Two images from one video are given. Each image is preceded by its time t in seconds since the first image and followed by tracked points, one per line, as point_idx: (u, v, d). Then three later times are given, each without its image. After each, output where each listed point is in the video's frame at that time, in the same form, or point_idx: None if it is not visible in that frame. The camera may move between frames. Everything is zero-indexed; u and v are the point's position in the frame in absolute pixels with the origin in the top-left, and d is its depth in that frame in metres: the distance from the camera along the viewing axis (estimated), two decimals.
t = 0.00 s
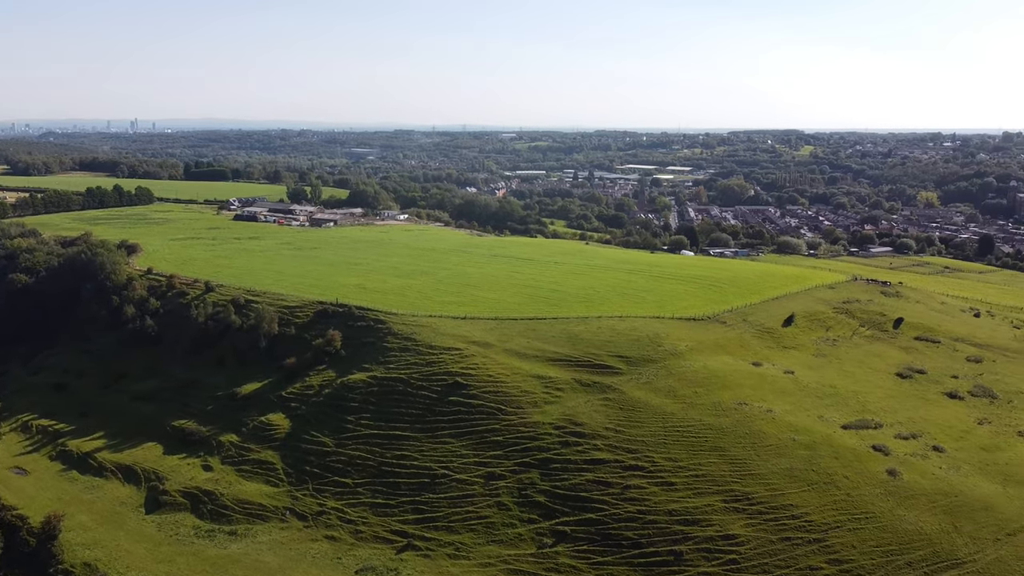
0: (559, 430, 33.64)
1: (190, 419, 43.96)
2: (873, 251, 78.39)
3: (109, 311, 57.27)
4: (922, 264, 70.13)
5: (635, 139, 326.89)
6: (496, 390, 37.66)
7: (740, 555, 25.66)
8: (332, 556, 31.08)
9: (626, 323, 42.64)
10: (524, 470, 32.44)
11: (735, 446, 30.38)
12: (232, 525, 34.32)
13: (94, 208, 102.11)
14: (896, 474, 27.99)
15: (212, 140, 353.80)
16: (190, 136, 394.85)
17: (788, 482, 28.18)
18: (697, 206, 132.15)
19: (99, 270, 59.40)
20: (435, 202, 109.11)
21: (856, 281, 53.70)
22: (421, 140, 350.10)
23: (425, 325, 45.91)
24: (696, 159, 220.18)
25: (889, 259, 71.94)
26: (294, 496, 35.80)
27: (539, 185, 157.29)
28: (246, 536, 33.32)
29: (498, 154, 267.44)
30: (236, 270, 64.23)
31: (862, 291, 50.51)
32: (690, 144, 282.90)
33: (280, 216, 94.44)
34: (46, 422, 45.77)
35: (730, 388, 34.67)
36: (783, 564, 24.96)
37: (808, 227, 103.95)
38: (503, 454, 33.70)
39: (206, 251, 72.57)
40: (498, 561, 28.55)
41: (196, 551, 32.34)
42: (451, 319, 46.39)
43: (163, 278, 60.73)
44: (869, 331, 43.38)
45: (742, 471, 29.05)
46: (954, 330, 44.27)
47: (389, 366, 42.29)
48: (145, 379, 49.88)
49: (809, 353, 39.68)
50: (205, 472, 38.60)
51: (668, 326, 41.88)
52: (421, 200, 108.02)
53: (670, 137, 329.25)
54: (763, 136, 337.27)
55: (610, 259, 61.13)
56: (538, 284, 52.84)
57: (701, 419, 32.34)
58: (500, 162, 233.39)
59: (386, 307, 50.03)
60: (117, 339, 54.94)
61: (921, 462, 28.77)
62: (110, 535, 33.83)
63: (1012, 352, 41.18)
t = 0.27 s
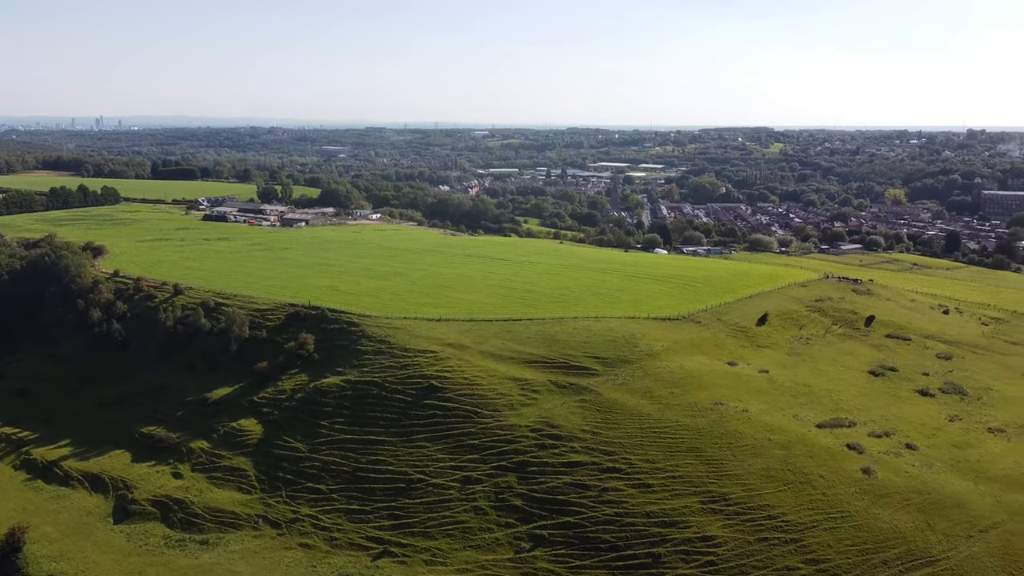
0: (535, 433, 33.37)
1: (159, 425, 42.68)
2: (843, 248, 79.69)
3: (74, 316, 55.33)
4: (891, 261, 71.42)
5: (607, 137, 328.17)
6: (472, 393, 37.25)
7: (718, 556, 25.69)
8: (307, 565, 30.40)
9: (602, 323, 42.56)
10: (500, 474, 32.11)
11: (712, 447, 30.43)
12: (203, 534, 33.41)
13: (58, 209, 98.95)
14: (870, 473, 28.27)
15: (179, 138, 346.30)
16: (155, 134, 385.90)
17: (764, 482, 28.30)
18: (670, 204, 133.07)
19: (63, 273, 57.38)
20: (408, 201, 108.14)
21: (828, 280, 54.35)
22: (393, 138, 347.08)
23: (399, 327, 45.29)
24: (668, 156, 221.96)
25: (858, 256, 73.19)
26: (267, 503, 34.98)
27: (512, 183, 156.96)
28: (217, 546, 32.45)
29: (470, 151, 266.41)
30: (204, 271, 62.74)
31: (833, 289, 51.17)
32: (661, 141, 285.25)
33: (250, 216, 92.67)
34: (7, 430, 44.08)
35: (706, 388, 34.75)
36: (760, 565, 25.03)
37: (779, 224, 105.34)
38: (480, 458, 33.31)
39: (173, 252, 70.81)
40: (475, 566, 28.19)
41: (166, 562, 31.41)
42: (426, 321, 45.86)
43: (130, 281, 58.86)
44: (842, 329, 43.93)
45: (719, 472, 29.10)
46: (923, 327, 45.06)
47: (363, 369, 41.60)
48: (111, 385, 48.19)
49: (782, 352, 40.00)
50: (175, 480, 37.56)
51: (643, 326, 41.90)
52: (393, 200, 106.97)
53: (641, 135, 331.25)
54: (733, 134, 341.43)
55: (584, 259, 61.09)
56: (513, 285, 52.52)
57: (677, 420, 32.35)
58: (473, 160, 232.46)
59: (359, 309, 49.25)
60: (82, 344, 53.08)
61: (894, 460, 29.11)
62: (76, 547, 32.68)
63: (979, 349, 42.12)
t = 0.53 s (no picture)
0: (515, 434, 33.12)
1: (132, 431, 41.52)
2: (818, 246, 80.69)
3: (42, 319, 53.49)
4: (865, 258, 72.52)
5: (584, 134, 329.53)
6: (451, 395, 36.86)
7: (699, 558, 25.68)
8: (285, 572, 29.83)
9: (581, 323, 42.46)
10: (480, 477, 31.80)
11: (692, 447, 30.44)
12: (178, 542, 32.63)
13: (24, 208, 96.20)
14: (849, 471, 28.48)
15: (150, 135, 339.84)
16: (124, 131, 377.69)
17: (744, 482, 28.37)
18: (646, 202, 133.85)
19: (31, 275, 55.47)
20: (385, 199, 107.23)
21: (804, 277, 54.90)
22: (368, 135, 344.14)
23: (376, 329, 44.70)
24: (644, 153, 223.42)
25: (832, 253, 74.21)
26: (244, 509, 34.25)
27: (489, 180, 156.65)
28: (193, 554, 31.70)
29: (447, 149, 265.36)
30: (177, 272, 61.41)
31: (810, 287, 51.71)
32: (637, 138, 287.13)
33: (224, 216, 91.06)
34: None
35: (686, 388, 34.78)
36: (741, 566, 25.07)
37: (754, 221, 106.54)
38: (459, 461, 32.94)
39: (145, 253, 69.21)
40: (456, 571, 27.86)
41: (140, 572, 30.61)
42: (403, 322, 45.34)
43: (101, 283, 57.12)
44: (818, 327, 44.38)
45: (699, 472, 29.11)
46: (898, 325, 45.74)
47: (340, 372, 40.95)
48: (80, 391, 46.72)
49: (760, 350, 40.25)
50: (148, 487, 36.63)
51: (622, 326, 41.88)
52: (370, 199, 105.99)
53: (617, 132, 333.00)
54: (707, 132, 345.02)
55: (562, 257, 61.00)
56: (491, 285, 52.18)
57: (658, 421, 32.32)
58: (450, 157, 231.69)
59: (335, 311, 48.51)
60: (51, 348, 51.35)
61: (872, 458, 29.37)
62: (45, 558, 31.68)
63: (952, 347, 42.90)
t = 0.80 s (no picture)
0: (495, 437, 32.83)
1: (103, 438, 40.35)
2: (793, 243, 81.60)
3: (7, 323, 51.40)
4: (839, 255, 73.49)
5: (560, 131, 329.99)
6: (429, 398, 36.43)
7: (680, 559, 25.63)
8: None
9: (559, 324, 42.29)
10: (459, 480, 31.46)
11: (672, 448, 30.44)
12: (152, 551, 31.81)
13: None
14: (827, 470, 28.67)
15: (119, 134, 332.63)
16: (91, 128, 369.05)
17: (724, 482, 28.41)
18: (623, 199, 134.40)
19: None
20: (362, 198, 106.21)
21: (780, 276, 55.39)
22: (344, 133, 340.79)
23: (353, 331, 44.04)
24: (620, 151, 224.52)
25: (807, 251, 75.06)
26: (219, 516, 33.49)
27: (466, 179, 156.10)
28: (166, 563, 30.90)
29: (423, 146, 263.88)
30: (147, 274, 60.01)
31: (786, 285, 52.15)
32: (614, 135, 288.48)
33: (197, 216, 89.35)
34: None
35: (665, 389, 34.79)
36: (722, 567, 25.08)
37: (730, 219, 107.62)
38: (438, 465, 32.55)
39: (115, 254, 67.55)
40: None
41: None
42: (380, 324, 44.75)
43: (71, 286, 55.26)
44: (795, 325, 44.76)
45: (679, 473, 29.11)
46: (873, 322, 46.33)
47: (316, 375, 40.25)
48: (49, 398, 45.32)
49: (738, 349, 40.46)
50: (121, 495, 35.68)
51: (601, 327, 41.79)
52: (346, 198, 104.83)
53: (593, 129, 334.13)
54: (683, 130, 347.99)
55: (540, 257, 60.82)
56: (469, 285, 51.77)
57: (638, 422, 32.28)
58: (426, 155, 230.44)
59: (311, 313, 47.70)
60: (17, 353, 49.35)
61: (850, 457, 29.61)
62: (13, 569, 30.66)
63: (926, 344, 43.56)
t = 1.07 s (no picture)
0: (471, 440, 32.50)
1: (67, 446, 38.91)
2: (764, 240, 82.62)
3: None
4: (810, 252, 74.59)
5: (533, 128, 329.91)
6: (405, 401, 35.92)
7: (659, 561, 25.58)
8: None
9: (535, 324, 42.07)
10: (436, 485, 31.04)
11: (649, 449, 30.42)
12: (121, 563, 30.86)
13: None
14: (803, 469, 28.90)
15: (81, 131, 323.72)
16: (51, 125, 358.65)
17: (701, 482, 28.46)
18: (596, 197, 134.88)
19: None
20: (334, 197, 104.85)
21: (754, 273, 55.92)
22: (314, 131, 336.22)
23: (326, 333, 43.25)
24: (593, 148, 225.43)
25: (779, 247, 75.93)
26: (190, 525, 32.61)
27: (439, 176, 155.18)
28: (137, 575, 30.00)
29: (395, 143, 261.35)
30: (113, 275, 58.30)
31: (759, 283, 52.62)
32: (586, 132, 289.37)
33: (164, 216, 87.29)
34: None
35: (642, 389, 34.78)
36: (700, 568, 25.09)
37: (702, 215, 108.64)
38: (414, 469, 32.08)
39: (79, 255, 65.51)
40: None
41: None
42: (354, 327, 44.04)
43: (33, 289, 52.83)
44: (769, 323, 45.14)
45: (656, 474, 29.09)
46: (845, 319, 47.02)
47: (289, 380, 39.41)
48: (6, 400, 43.14)
49: (714, 348, 40.66)
50: (87, 504, 34.53)
51: (577, 327, 41.66)
52: (317, 197, 103.46)
53: (566, 126, 334.65)
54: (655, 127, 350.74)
55: (515, 256, 60.59)
56: (444, 286, 51.20)
57: (615, 423, 32.20)
58: (399, 152, 228.62)
59: (283, 315, 46.74)
60: None
61: (825, 455, 29.88)
62: None
63: (897, 341, 44.29)
